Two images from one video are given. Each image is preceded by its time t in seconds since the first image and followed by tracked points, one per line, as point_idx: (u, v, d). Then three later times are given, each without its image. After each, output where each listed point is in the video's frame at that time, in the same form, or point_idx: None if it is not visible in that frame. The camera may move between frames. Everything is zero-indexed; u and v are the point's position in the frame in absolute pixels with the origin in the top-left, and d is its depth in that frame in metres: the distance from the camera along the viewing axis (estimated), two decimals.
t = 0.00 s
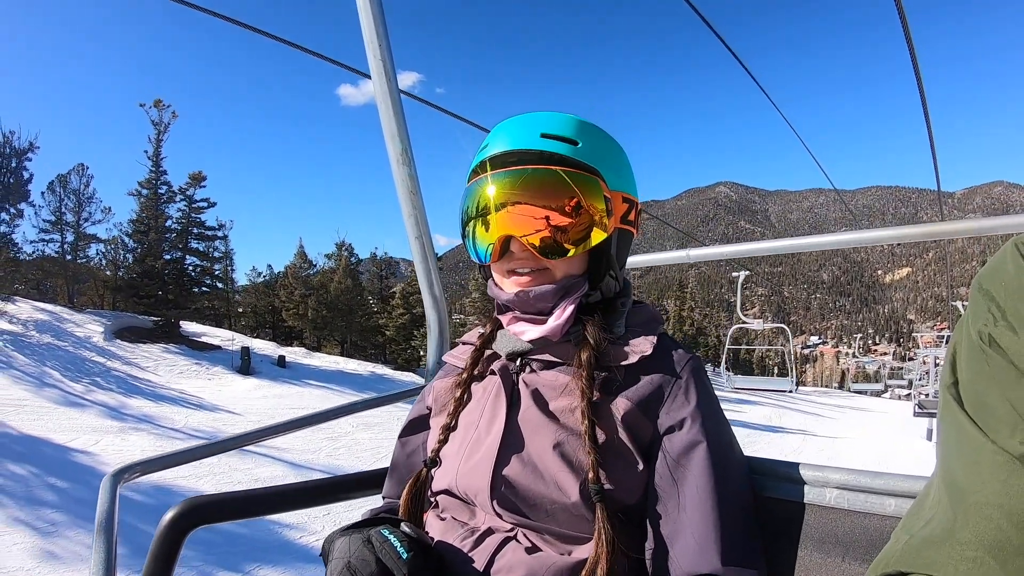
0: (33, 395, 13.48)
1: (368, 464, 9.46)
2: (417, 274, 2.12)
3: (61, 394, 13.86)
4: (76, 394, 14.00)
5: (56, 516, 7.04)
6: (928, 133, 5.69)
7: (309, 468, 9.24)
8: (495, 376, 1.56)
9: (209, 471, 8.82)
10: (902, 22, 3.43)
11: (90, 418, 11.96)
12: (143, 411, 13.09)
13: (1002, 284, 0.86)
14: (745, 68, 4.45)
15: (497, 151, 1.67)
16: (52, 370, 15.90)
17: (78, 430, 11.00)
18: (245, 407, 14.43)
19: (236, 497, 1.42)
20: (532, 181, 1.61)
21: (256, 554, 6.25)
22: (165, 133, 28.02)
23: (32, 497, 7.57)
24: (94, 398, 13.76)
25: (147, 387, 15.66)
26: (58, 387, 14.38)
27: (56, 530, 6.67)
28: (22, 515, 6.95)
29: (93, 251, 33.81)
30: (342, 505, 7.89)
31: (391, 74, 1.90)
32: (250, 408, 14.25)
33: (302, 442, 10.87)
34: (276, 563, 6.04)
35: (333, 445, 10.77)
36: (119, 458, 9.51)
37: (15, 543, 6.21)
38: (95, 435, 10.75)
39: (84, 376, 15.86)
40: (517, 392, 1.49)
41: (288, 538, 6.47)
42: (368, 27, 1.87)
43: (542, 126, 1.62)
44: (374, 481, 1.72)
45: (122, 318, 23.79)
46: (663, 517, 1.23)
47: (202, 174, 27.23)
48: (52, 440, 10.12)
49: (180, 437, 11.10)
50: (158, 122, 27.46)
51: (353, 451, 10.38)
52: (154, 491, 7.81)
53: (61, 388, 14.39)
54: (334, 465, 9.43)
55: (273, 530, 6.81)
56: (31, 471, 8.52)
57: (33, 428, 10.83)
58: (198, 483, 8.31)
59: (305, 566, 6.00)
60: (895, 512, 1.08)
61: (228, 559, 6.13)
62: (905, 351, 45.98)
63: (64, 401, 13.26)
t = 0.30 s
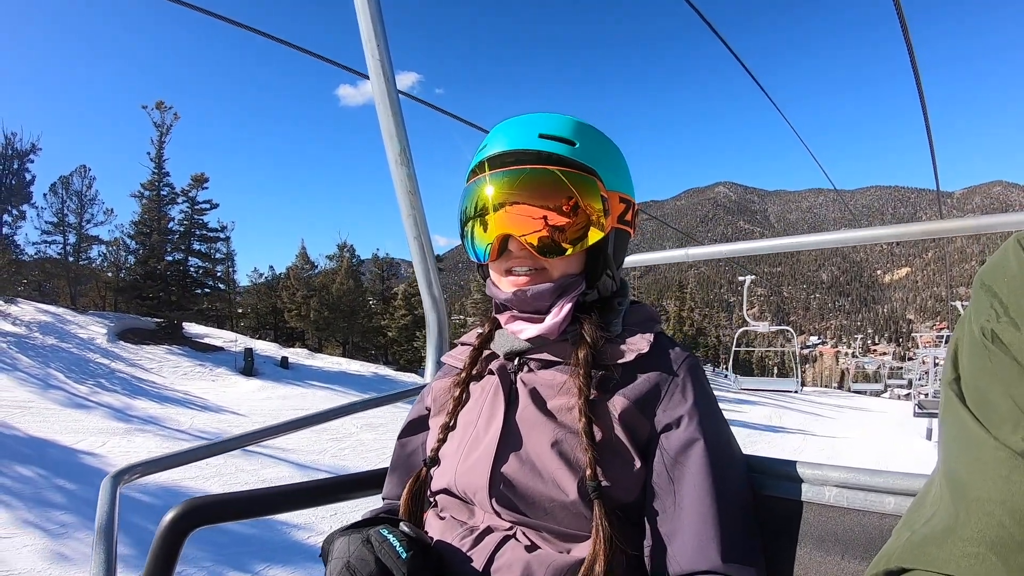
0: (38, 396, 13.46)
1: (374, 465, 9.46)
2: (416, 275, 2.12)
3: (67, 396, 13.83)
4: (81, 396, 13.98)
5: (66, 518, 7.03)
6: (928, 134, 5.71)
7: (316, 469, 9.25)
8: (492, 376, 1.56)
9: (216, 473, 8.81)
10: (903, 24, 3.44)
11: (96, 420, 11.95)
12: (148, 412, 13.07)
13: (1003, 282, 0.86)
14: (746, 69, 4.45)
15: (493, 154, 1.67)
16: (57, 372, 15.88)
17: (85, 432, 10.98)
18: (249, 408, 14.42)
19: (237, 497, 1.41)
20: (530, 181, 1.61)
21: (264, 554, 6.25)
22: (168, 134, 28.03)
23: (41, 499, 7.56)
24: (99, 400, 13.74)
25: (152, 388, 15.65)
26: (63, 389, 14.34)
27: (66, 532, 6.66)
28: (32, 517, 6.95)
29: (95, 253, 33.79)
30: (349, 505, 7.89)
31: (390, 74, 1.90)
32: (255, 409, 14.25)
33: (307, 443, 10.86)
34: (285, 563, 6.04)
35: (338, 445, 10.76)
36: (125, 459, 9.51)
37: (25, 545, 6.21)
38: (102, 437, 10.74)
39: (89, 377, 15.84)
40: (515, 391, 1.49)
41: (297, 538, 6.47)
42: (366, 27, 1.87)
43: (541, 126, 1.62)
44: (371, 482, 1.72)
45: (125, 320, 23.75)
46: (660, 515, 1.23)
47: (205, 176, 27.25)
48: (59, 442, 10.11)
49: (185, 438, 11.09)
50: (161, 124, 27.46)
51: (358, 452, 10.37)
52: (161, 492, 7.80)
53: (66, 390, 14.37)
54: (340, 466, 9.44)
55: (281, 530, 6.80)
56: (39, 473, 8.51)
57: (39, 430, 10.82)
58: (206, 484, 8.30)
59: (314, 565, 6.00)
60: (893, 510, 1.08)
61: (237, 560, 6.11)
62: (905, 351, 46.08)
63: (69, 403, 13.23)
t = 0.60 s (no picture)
0: (42, 397, 13.42)
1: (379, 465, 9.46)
2: (415, 276, 2.12)
3: (71, 397, 13.80)
4: (85, 397, 13.95)
5: (73, 519, 7.01)
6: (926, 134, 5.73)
7: (321, 470, 9.24)
8: (491, 377, 1.56)
9: (222, 473, 8.80)
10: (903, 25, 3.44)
11: (100, 421, 11.93)
12: (153, 414, 13.05)
13: (1003, 283, 0.86)
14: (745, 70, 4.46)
15: (491, 154, 1.66)
16: (60, 373, 15.83)
17: (90, 434, 10.96)
18: (253, 409, 14.41)
19: (237, 498, 1.41)
20: (527, 181, 1.61)
21: (273, 554, 6.24)
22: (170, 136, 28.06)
23: (49, 501, 7.54)
24: (103, 402, 13.71)
25: (156, 390, 15.64)
26: (67, 391, 14.31)
27: (74, 534, 6.64)
28: (39, 519, 6.93)
29: (97, 254, 33.77)
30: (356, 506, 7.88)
31: (388, 75, 1.90)
32: (258, 410, 14.24)
33: (312, 444, 10.83)
34: (293, 563, 6.04)
35: (342, 446, 10.74)
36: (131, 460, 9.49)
37: (34, 546, 6.20)
38: (107, 438, 10.72)
39: (93, 379, 15.81)
40: (514, 392, 1.49)
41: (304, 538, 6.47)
42: (364, 29, 1.87)
43: (539, 127, 1.62)
44: (370, 483, 1.72)
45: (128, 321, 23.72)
46: (660, 515, 1.23)
47: (207, 177, 27.27)
48: (64, 444, 10.09)
49: (191, 439, 11.08)
50: (163, 126, 27.48)
51: (363, 453, 10.36)
52: (168, 493, 7.79)
53: (70, 391, 14.34)
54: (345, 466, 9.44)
55: (289, 530, 6.80)
56: (45, 475, 8.49)
57: (44, 431, 10.80)
58: (212, 485, 8.28)
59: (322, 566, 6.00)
60: (893, 510, 1.08)
61: (246, 560, 6.11)
62: (904, 352, 46.17)
63: (73, 404, 13.20)
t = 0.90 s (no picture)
0: (47, 398, 13.42)
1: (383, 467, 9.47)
2: (416, 277, 2.12)
3: (76, 398, 13.79)
4: (90, 398, 13.96)
5: (81, 521, 7.00)
6: (927, 138, 5.73)
7: (327, 471, 9.25)
8: (493, 376, 1.56)
9: (228, 475, 8.79)
10: (904, 28, 3.44)
11: (105, 422, 11.92)
12: (158, 415, 13.04)
13: (1000, 285, 0.87)
14: (745, 72, 4.46)
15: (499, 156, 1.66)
16: (65, 374, 15.83)
17: (96, 435, 10.96)
18: (257, 410, 14.42)
19: (236, 499, 1.41)
20: (536, 184, 1.62)
21: (279, 556, 6.24)
22: (174, 137, 28.13)
23: (56, 502, 7.54)
24: (108, 403, 13.71)
25: (160, 391, 15.65)
26: (71, 391, 14.31)
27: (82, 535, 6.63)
28: (47, 520, 6.93)
29: (100, 254, 33.83)
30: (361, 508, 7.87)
31: (389, 75, 1.90)
32: (262, 412, 14.25)
33: (316, 446, 10.83)
34: (299, 564, 6.05)
35: (346, 448, 10.73)
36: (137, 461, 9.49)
37: (42, 548, 6.19)
38: (112, 440, 10.71)
39: (97, 380, 15.80)
40: (514, 392, 1.50)
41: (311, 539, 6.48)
42: (364, 30, 1.88)
43: (550, 128, 1.61)
44: (371, 483, 1.72)
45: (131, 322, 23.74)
46: (659, 515, 1.24)
47: (211, 179, 27.39)
48: (70, 444, 10.09)
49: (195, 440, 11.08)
50: (167, 127, 27.62)
51: (367, 455, 10.36)
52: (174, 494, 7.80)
53: (74, 392, 14.34)
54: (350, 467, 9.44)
55: (295, 532, 6.80)
56: (51, 476, 8.49)
57: (50, 432, 10.80)
58: (218, 485, 8.29)
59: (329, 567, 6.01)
60: (894, 510, 1.08)
61: (254, 561, 6.10)
62: (904, 355, 46.24)
63: (78, 405, 13.20)
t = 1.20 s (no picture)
0: (52, 399, 13.42)
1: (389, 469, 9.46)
2: (418, 278, 2.12)
3: (81, 399, 13.80)
4: (95, 399, 13.97)
5: (89, 522, 6.99)
6: (928, 141, 5.74)
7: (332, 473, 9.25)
8: (494, 378, 1.57)
9: (234, 477, 8.78)
10: (904, 31, 3.44)
11: (110, 424, 11.92)
12: (163, 417, 13.04)
13: (1002, 284, 0.87)
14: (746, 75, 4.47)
15: (503, 159, 1.65)
16: (69, 375, 15.83)
17: (101, 436, 10.96)
18: (261, 412, 14.42)
19: (239, 499, 1.42)
20: (542, 187, 1.62)
21: (287, 557, 6.23)
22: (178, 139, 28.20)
23: (63, 503, 7.54)
24: (113, 404, 13.71)
25: (165, 392, 15.66)
26: (76, 392, 14.33)
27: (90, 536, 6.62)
28: (56, 521, 6.94)
29: (104, 255, 33.88)
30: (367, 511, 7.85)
31: (390, 77, 1.91)
32: (267, 414, 14.24)
33: (320, 448, 10.83)
34: (307, 567, 6.04)
35: (350, 450, 10.73)
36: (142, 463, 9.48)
37: (51, 549, 6.19)
38: (118, 441, 10.71)
39: (101, 381, 15.81)
40: (516, 393, 1.50)
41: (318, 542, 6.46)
42: (365, 32, 1.88)
43: (554, 129, 1.60)
44: (372, 485, 1.72)
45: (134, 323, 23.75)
46: (662, 515, 1.24)
47: (214, 181, 27.51)
48: (75, 446, 10.09)
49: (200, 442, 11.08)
50: (171, 129, 27.76)
51: (371, 457, 10.35)
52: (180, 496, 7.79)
53: (79, 393, 14.35)
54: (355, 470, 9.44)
55: (302, 534, 6.79)
56: (58, 477, 8.49)
57: (55, 433, 10.80)
58: (224, 487, 8.28)
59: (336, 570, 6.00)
60: (895, 510, 1.08)
61: (261, 563, 6.10)
62: (905, 358, 46.24)
63: (83, 406, 13.20)
